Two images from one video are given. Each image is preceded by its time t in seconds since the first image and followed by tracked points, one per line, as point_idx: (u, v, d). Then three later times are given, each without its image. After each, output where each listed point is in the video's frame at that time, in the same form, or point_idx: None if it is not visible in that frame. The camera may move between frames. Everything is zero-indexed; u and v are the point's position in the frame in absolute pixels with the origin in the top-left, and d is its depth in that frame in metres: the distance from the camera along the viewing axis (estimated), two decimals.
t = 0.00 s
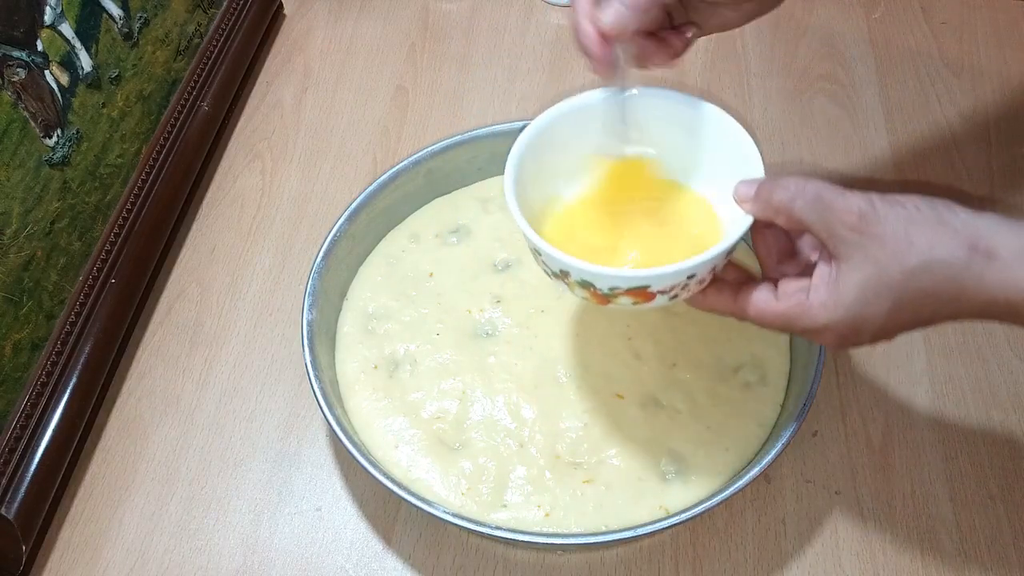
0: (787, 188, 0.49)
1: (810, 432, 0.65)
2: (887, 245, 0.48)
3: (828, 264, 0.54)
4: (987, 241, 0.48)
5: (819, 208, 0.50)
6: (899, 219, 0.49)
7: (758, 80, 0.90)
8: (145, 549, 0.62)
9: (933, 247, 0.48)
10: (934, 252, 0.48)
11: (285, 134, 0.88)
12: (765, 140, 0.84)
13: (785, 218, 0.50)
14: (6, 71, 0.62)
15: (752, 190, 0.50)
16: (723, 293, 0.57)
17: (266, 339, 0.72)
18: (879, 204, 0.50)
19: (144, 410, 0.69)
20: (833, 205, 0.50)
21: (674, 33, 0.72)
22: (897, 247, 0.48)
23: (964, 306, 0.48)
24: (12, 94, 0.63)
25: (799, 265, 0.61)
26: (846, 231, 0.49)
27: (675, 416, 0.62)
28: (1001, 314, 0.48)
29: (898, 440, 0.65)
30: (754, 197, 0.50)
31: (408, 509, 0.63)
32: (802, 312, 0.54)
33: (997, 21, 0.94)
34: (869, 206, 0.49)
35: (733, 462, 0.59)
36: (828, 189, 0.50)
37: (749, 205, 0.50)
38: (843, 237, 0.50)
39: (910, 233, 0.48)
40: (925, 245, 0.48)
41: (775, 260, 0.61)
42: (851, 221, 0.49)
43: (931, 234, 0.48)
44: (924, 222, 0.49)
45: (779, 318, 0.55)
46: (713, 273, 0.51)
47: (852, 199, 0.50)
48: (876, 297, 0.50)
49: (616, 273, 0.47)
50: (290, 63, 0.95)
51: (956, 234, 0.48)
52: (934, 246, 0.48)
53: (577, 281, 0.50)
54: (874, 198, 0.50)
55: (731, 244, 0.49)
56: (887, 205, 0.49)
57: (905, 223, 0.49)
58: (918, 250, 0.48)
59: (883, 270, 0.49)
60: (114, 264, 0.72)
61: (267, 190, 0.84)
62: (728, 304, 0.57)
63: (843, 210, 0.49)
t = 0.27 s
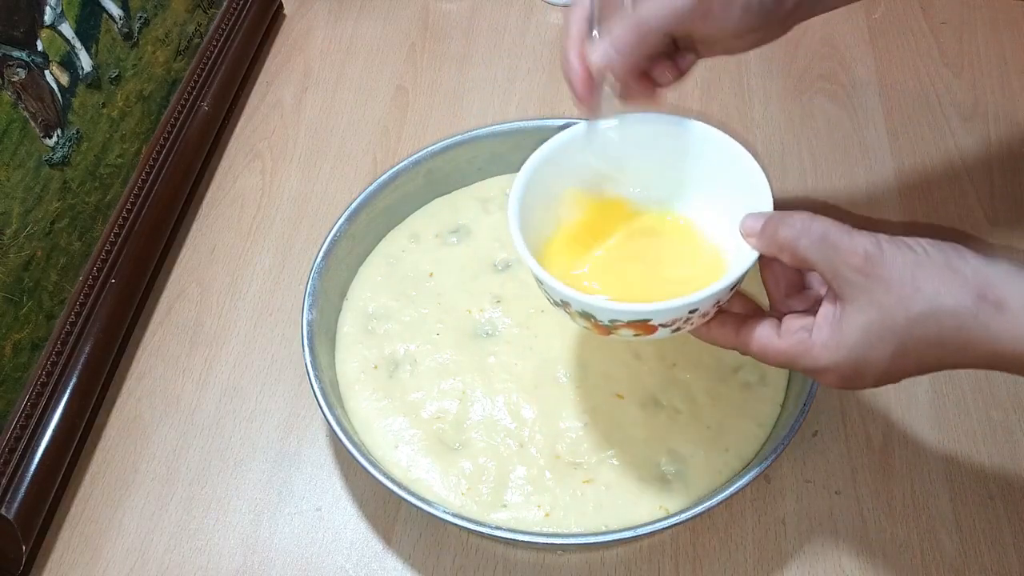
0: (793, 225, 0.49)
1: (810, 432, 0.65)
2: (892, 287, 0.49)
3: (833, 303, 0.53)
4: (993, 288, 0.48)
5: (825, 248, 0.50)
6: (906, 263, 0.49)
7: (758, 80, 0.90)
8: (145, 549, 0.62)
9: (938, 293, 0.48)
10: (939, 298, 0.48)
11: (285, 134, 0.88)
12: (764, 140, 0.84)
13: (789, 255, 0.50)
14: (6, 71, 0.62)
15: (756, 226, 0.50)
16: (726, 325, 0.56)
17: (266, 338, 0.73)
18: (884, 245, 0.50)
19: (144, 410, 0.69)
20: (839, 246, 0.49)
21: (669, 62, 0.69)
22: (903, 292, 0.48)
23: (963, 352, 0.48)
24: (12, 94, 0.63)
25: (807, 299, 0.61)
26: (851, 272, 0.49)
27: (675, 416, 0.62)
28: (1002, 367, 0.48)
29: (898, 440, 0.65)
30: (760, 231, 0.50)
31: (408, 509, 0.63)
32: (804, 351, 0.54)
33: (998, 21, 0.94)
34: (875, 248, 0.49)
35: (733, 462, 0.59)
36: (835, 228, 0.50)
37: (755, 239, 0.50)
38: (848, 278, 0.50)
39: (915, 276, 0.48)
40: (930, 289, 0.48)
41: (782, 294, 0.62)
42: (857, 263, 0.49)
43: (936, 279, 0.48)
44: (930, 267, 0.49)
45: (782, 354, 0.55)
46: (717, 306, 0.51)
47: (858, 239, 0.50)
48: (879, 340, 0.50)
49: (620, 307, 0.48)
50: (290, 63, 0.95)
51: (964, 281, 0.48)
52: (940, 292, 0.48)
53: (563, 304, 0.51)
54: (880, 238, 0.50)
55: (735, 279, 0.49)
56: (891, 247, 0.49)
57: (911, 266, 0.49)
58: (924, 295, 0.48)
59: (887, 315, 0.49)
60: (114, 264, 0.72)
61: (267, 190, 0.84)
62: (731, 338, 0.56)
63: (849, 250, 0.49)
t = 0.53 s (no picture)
0: (793, 233, 0.49)
1: (810, 432, 0.66)
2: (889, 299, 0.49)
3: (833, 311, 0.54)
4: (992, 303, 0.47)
5: (825, 257, 0.50)
6: (906, 274, 0.49)
7: (758, 81, 0.90)
8: (145, 549, 0.62)
9: (936, 307, 0.48)
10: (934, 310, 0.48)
11: (285, 134, 0.88)
12: (764, 141, 0.84)
13: (789, 263, 0.50)
14: (6, 71, 0.62)
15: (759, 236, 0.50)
16: (729, 331, 0.57)
17: (266, 338, 0.73)
18: (884, 255, 0.49)
19: (144, 410, 0.69)
20: (838, 255, 0.49)
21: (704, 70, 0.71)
22: (900, 304, 0.48)
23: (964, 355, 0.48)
24: (12, 94, 0.63)
25: (812, 304, 0.61)
26: (849, 282, 0.50)
27: (675, 416, 0.62)
28: (1004, 373, 0.48)
29: (898, 440, 0.65)
30: (763, 238, 0.50)
31: (408, 509, 0.63)
32: (802, 358, 0.54)
33: (997, 21, 0.94)
34: (875, 258, 0.49)
35: (733, 462, 0.59)
36: (837, 237, 0.50)
37: (756, 246, 0.50)
38: (846, 288, 0.50)
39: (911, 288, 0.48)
40: (926, 301, 0.48)
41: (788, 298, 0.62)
42: (855, 273, 0.49)
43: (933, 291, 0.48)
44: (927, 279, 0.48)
45: (781, 360, 0.55)
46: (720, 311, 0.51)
47: (859, 249, 0.50)
48: (876, 350, 0.51)
49: (612, 310, 0.48)
50: (290, 63, 0.95)
51: (963, 295, 0.48)
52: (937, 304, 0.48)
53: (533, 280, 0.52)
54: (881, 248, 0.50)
55: (733, 286, 0.48)
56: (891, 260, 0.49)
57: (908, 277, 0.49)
58: (922, 308, 0.48)
59: (884, 325, 0.49)
60: (114, 264, 0.72)
61: (267, 190, 0.84)
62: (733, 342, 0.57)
63: (849, 260, 0.49)
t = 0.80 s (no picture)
0: (789, 247, 0.50)
1: (810, 432, 0.66)
2: (883, 315, 0.49)
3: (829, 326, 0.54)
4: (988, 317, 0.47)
5: (819, 270, 0.50)
6: (900, 289, 0.49)
7: (758, 81, 0.90)
8: (145, 549, 0.62)
9: (929, 322, 0.48)
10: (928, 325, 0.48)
11: (285, 134, 0.88)
12: (764, 141, 0.84)
13: (785, 276, 0.51)
14: (6, 71, 0.62)
15: (756, 244, 0.51)
16: (726, 340, 0.57)
17: (266, 338, 0.73)
18: (880, 270, 0.50)
19: (144, 410, 0.69)
20: (832, 268, 0.50)
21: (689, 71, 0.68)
22: (894, 318, 0.48)
23: (960, 363, 0.48)
24: (12, 94, 0.63)
25: (811, 315, 0.62)
26: (844, 295, 0.50)
27: (675, 416, 0.61)
28: (997, 386, 0.48)
29: (898, 441, 0.65)
30: (758, 251, 0.51)
31: (408, 508, 0.63)
32: (796, 371, 0.54)
33: (997, 21, 0.94)
34: (870, 272, 0.50)
35: (733, 462, 0.59)
36: (832, 251, 0.51)
37: (753, 258, 0.51)
38: (841, 301, 0.50)
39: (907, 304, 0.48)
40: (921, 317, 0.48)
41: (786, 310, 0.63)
42: (850, 287, 0.50)
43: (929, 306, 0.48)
44: (923, 294, 0.49)
45: (776, 372, 0.55)
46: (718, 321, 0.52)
47: (854, 263, 0.50)
48: (870, 363, 0.51)
49: (605, 319, 0.48)
50: (290, 63, 0.95)
51: (957, 309, 0.48)
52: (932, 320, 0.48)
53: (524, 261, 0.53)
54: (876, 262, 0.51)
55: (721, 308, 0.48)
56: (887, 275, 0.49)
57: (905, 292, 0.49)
58: (916, 323, 0.48)
59: (878, 340, 0.49)
60: (114, 264, 0.72)
61: (267, 190, 0.84)
62: (730, 353, 0.57)
63: (843, 273, 0.50)
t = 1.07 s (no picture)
0: (779, 255, 0.49)
1: (810, 432, 0.66)
2: (872, 324, 0.49)
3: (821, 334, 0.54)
4: (979, 326, 0.47)
5: (809, 278, 0.50)
6: (891, 297, 0.49)
7: (759, 81, 0.90)
8: (144, 549, 0.62)
9: (921, 331, 0.48)
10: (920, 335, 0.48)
11: (285, 134, 0.88)
12: (764, 141, 0.84)
13: (775, 285, 0.50)
14: (6, 71, 0.62)
15: (747, 252, 0.50)
16: (718, 349, 0.57)
17: (266, 338, 0.73)
18: (872, 276, 0.50)
19: (144, 410, 0.69)
20: (823, 276, 0.50)
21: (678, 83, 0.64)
22: (884, 327, 0.49)
23: (956, 368, 0.48)
24: (12, 94, 0.63)
25: (801, 322, 0.61)
26: (833, 303, 0.50)
27: (675, 416, 0.61)
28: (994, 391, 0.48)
29: (899, 441, 0.65)
30: (748, 259, 0.50)
31: (409, 508, 0.63)
32: (788, 379, 0.54)
33: (998, 21, 0.94)
34: (859, 280, 0.49)
35: (733, 462, 0.59)
36: (823, 259, 0.50)
37: (743, 267, 0.50)
38: (831, 309, 0.50)
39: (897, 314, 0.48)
40: (913, 326, 0.48)
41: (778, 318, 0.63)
42: (839, 295, 0.50)
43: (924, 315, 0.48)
44: (914, 301, 0.49)
45: (768, 380, 0.55)
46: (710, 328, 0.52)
47: (843, 271, 0.50)
48: (862, 371, 0.51)
49: (595, 330, 0.49)
50: (290, 63, 0.95)
51: (947, 319, 0.48)
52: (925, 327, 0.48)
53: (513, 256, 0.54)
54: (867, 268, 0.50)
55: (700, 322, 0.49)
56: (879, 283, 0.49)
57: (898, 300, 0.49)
58: (906, 332, 0.48)
59: (868, 348, 0.50)
60: (114, 264, 0.72)
61: (267, 190, 0.84)
62: (721, 361, 0.57)
63: (832, 281, 0.50)
